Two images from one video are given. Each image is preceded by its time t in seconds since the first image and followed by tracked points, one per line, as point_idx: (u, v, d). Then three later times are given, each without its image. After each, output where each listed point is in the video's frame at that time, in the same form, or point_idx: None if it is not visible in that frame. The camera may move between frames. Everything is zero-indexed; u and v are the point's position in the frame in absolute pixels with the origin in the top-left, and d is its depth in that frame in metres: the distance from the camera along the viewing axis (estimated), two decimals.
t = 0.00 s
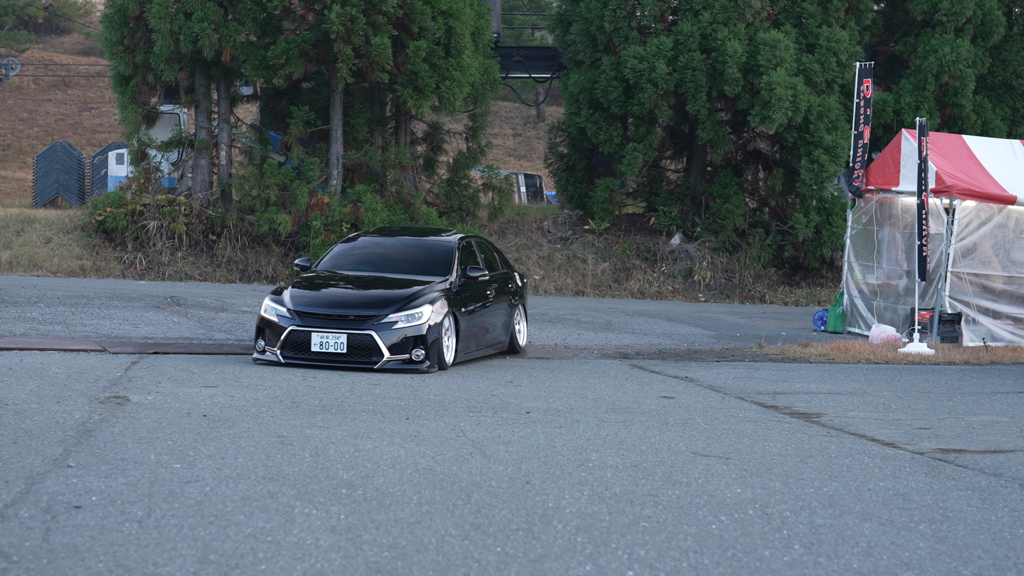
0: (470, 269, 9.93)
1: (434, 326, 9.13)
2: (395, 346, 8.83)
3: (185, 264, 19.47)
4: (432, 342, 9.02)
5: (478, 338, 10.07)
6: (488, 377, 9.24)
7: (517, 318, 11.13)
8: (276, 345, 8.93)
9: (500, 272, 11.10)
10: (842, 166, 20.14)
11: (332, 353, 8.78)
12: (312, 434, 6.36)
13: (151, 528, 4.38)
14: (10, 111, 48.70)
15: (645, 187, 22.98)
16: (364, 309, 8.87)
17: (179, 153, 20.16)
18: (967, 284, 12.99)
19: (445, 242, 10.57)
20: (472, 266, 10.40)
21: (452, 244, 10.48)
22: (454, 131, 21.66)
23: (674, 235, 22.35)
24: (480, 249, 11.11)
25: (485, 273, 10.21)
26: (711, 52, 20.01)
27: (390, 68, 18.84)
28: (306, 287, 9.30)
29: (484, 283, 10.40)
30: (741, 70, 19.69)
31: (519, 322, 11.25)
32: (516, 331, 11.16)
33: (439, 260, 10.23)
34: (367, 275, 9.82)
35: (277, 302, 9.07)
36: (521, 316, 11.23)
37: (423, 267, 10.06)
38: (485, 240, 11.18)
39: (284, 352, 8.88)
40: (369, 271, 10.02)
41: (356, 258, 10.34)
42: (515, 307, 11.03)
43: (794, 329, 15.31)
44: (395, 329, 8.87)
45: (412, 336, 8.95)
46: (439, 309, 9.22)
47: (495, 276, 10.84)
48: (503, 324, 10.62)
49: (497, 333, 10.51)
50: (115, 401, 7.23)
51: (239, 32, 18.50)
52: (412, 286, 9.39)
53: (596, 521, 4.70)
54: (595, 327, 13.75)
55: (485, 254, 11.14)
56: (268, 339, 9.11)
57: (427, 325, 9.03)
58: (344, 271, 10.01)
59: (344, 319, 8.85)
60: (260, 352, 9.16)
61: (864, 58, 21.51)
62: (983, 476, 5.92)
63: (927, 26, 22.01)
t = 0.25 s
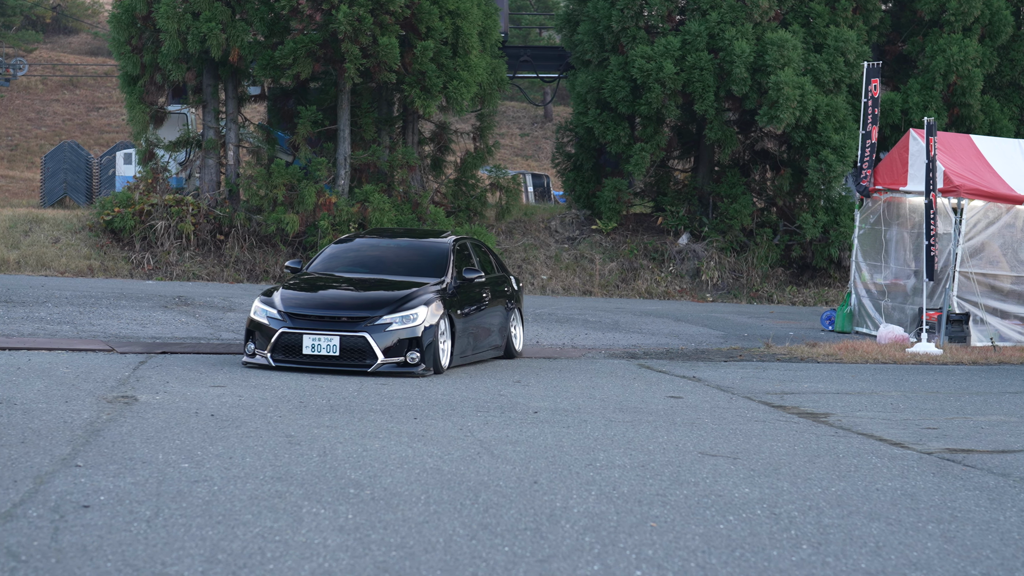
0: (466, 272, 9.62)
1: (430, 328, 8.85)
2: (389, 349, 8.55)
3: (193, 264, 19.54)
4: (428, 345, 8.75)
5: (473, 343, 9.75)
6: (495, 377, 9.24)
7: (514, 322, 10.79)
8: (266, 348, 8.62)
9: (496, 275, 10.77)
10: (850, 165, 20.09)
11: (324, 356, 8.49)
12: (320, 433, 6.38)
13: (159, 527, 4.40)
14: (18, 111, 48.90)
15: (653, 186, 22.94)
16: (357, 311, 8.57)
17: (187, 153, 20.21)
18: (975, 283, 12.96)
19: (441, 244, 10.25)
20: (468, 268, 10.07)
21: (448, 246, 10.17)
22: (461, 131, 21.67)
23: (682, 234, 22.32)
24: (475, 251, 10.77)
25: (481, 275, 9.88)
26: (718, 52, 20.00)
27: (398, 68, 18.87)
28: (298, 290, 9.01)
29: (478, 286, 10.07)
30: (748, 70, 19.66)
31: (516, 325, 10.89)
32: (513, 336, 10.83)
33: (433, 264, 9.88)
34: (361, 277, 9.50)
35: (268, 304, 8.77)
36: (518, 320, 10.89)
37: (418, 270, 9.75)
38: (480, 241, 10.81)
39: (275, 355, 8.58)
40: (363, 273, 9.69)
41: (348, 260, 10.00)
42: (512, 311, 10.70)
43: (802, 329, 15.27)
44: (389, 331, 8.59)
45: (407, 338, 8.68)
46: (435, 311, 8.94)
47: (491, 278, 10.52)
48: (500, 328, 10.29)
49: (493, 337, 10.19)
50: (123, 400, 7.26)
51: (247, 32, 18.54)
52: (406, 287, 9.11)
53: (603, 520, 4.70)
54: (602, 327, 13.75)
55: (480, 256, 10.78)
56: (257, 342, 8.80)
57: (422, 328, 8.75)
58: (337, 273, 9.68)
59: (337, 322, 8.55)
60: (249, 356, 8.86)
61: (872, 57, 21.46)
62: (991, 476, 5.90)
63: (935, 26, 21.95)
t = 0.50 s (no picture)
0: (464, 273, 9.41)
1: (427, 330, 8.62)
2: (386, 351, 8.32)
3: (201, 263, 19.61)
4: (425, 348, 8.52)
5: (471, 346, 9.53)
6: (503, 376, 9.24)
7: (511, 324, 10.59)
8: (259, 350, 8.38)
9: (493, 276, 10.56)
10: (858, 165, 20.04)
11: (318, 358, 8.26)
12: (327, 433, 6.39)
13: (167, 526, 4.42)
14: (27, 111, 49.09)
15: (661, 186, 22.90)
16: (353, 312, 8.34)
17: (195, 153, 20.25)
18: (983, 283, 12.93)
19: (437, 244, 10.04)
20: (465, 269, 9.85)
21: (444, 246, 9.96)
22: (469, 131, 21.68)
23: (690, 234, 22.30)
24: (473, 251, 10.56)
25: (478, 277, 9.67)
26: (726, 52, 19.97)
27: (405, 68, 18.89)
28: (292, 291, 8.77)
29: (475, 288, 9.85)
30: (756, 69, 19.63)
31: (514, 327, 10.67)
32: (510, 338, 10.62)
33: (429, 264, 9.67)
34: (355, 277, 9.27)
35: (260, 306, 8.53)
36: (515, 322, 10.69)
37: (414, 270, 9.52)
38: (476, 243, 10.60)
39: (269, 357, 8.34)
40: (358, 273, 9.46)
41: (342, 260, 9.77)
42: (509, 313, 10.50)
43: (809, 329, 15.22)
44: (385, 334, 8.36)
45: (404, 341, 8.45)
46: (432, 313, 8.72)
47: (489, 279, 10.31)
48: (497, 330, 10.08)
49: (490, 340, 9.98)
50: (131, 399, 7.29)
51: (255, 32, 18.58)
52: (402, 289, 8.88)
53: (611, 520, 4.70)
54: (609, 327, 13.74)
55: (477, 256, 10.57)
56: (249, 344, 8.56)
57: (419, 330, 8.53)
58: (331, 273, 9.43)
59: (331, 323, 8.32)
60: (240, 359, 8.60)
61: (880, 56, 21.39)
62: (999, 476, 5.88)
63: (943, 25, 21.88)
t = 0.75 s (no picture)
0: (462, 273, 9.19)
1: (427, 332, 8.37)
2: (383, 355, 8.07)
3: (209, 263, 19.70)
4: (424, 351, 8.27)
5: (470, 348, 9.30)
6: (511, 376, 9.26)
7: (509, 325, 10.35)
8: (252, 354, 8.13)
9: (490, 276, 10.33)
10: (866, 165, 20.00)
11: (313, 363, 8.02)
12: (336, 432, 6.41)
13: (176, 525, 4.44)
14: (35, 111, 49.29)
15: (668, 186, 22.84)
16: (349, 315, 8.09)
17: (203, 153, 20.29)
18: (991, 283, 12.89)
19: (435, 243, 9.80)
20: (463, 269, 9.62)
21: (442, 246, 9.71)
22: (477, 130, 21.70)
23: (698, 234, 22.27)
24: (469, 252, 10.33)
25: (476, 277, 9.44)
26: (734, 52, 19.95)
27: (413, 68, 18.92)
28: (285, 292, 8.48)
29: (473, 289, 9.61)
30: (764, 69, 19.60)
31: (511, 329, 10.44)
32: (508, 340, 10.38)
33: (426, 265, 9.43)
34: (349, 279, 9.03)
35: (253, 307, 8.26)
36: (513, 324, 10.46)
37: (410, 271, 9.29)
38: (474, 242, 10.37)
39: (262, 362, 8.10)
40: (352, 274, 9.22)
41: (338, 260, 9.52)
42: (507, 315, 10.26)
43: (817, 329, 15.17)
44: (382, 337, 8.11)
45: (402, 343, 8.21)
46: (431, 315, 8.49)
47: (487, 280, 10.08)
48: (495, 331, 9.85)
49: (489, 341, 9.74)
50: (140, 399, 7.33)
51: (263, 32, 18.64)
52: (399, 290, 8.62)
53: (619, 519, 4.71)
54: (617, 327, 13.74)
55: (475, 257, 10.34)
56: (241, 347, 8.29)
57: (418, 333, 8.28)
58: (324, 275, 9.20)
59: (327, 326, 8.06)
60: (232, 362, 8.34)
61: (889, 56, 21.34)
62: (1009, 476, 5.86)
63: (951, 25, 21.81)
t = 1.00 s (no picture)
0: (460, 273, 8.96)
1: (427, 333, 8.14)
2: (381, 357, 7.85)
3: (216, 263, 19.76)
4: (423, 353, 8.05)
5: (468, 350, 9.05)
6: (518, 375, 9.27)
7: (506, 326, 10.11)
8: (246, 358, 7.88)
9: (487, 275, 10.08)
10: (874, 164, 19.95)
11: (309, 367, 7.77)
12: (343, 431, 6.43)
13: (183, 524, 4.46)
14: (43, 111, 49.47)
15: (676, 185, 22.81)
16: (346, 316, 7.84)
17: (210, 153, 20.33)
18: (999, 283, 12.87)
19: (433, 242, 9.53)
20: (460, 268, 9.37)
21: (440, 245, 9.45)
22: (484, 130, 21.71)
23: (705, 234, 22.23)
24: (466, 250, 10.08)
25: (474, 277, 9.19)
26: (742, 51, 19.94)
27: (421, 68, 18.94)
28: (278, 294, 8.22)
29: (471, 288, 9.36)
30: (772, 69, 19.56)
31: (509, 330, 10.20)
32: (506, 341, 10.14)
33: (425, 265, 9.15)
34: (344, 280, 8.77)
35: (246, 310, 8.01)
36: (511, 324, 10.22)
37: (407, 271, 9.02)
38: (470, 241, 10.12)
39: (257, 366, 7.86)
40: (348, 274, 8.95)
41: (332, 259, 9.25)
42: (505, 315, 10.02)
43: (825, 328, 15.12)
44: (380, 339, 7.87)
45: (400, 345, 7.98)
46: (430, 316, 8.26)
47: (484, 279, 9.83)
48: (493, 332, 9.61)
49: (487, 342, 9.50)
50: (147, 398, 7.36)
51: (271, 32, 18.69)
52: (397, 291, 8.38)
53: (627, 519, 4.71)
54: (625, 327, 13.74)
55: (472, 255, 10.10)
56: (234, 351, 8.03)
57: (417, 334, 8.06)
58: (319, 275, 8.93)
59: (323, 328, 7.81)
60: (225, 366, 8.08)
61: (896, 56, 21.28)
62: (1017, 476, 5.84)
63: (960, 24, 21.74)
